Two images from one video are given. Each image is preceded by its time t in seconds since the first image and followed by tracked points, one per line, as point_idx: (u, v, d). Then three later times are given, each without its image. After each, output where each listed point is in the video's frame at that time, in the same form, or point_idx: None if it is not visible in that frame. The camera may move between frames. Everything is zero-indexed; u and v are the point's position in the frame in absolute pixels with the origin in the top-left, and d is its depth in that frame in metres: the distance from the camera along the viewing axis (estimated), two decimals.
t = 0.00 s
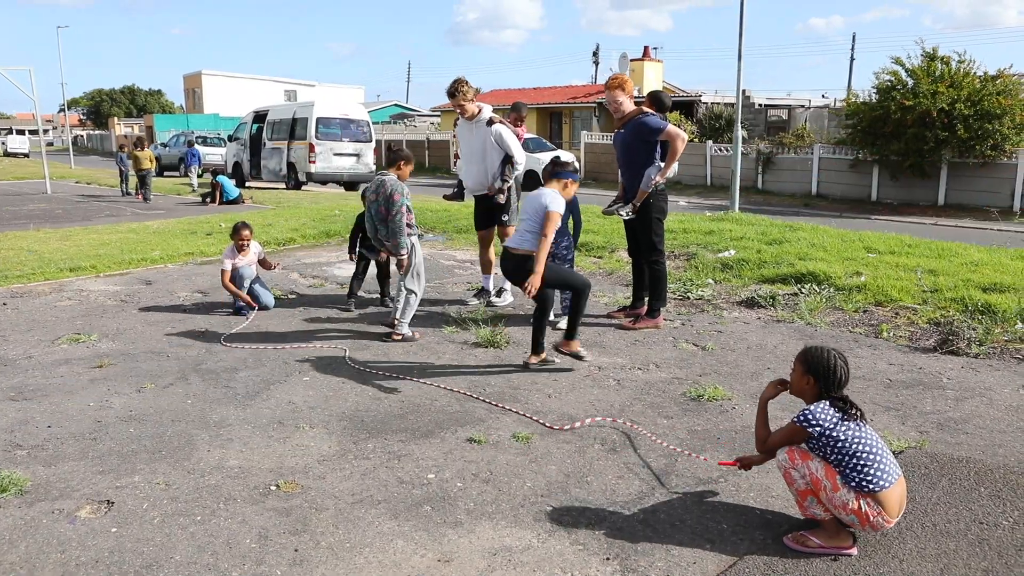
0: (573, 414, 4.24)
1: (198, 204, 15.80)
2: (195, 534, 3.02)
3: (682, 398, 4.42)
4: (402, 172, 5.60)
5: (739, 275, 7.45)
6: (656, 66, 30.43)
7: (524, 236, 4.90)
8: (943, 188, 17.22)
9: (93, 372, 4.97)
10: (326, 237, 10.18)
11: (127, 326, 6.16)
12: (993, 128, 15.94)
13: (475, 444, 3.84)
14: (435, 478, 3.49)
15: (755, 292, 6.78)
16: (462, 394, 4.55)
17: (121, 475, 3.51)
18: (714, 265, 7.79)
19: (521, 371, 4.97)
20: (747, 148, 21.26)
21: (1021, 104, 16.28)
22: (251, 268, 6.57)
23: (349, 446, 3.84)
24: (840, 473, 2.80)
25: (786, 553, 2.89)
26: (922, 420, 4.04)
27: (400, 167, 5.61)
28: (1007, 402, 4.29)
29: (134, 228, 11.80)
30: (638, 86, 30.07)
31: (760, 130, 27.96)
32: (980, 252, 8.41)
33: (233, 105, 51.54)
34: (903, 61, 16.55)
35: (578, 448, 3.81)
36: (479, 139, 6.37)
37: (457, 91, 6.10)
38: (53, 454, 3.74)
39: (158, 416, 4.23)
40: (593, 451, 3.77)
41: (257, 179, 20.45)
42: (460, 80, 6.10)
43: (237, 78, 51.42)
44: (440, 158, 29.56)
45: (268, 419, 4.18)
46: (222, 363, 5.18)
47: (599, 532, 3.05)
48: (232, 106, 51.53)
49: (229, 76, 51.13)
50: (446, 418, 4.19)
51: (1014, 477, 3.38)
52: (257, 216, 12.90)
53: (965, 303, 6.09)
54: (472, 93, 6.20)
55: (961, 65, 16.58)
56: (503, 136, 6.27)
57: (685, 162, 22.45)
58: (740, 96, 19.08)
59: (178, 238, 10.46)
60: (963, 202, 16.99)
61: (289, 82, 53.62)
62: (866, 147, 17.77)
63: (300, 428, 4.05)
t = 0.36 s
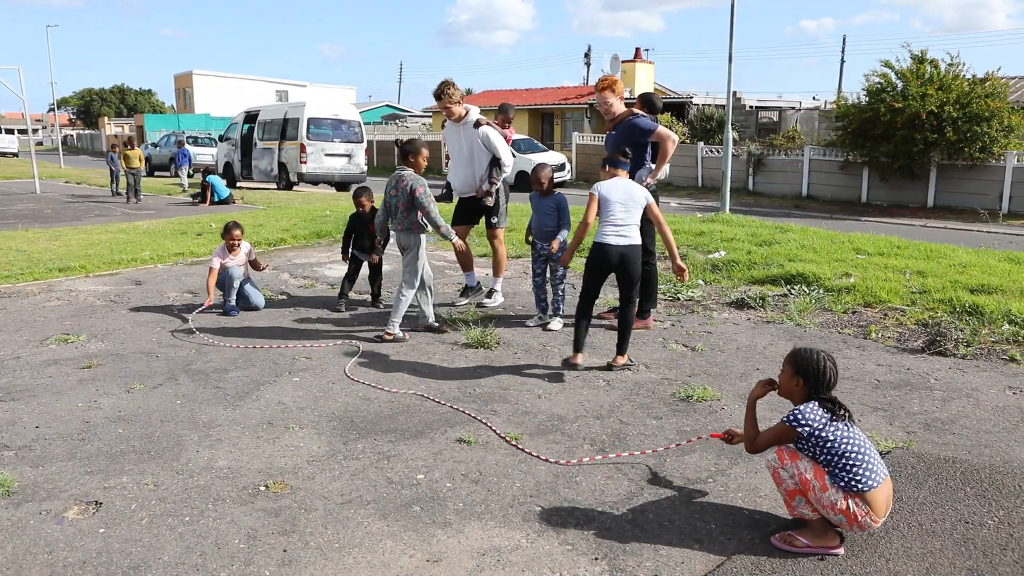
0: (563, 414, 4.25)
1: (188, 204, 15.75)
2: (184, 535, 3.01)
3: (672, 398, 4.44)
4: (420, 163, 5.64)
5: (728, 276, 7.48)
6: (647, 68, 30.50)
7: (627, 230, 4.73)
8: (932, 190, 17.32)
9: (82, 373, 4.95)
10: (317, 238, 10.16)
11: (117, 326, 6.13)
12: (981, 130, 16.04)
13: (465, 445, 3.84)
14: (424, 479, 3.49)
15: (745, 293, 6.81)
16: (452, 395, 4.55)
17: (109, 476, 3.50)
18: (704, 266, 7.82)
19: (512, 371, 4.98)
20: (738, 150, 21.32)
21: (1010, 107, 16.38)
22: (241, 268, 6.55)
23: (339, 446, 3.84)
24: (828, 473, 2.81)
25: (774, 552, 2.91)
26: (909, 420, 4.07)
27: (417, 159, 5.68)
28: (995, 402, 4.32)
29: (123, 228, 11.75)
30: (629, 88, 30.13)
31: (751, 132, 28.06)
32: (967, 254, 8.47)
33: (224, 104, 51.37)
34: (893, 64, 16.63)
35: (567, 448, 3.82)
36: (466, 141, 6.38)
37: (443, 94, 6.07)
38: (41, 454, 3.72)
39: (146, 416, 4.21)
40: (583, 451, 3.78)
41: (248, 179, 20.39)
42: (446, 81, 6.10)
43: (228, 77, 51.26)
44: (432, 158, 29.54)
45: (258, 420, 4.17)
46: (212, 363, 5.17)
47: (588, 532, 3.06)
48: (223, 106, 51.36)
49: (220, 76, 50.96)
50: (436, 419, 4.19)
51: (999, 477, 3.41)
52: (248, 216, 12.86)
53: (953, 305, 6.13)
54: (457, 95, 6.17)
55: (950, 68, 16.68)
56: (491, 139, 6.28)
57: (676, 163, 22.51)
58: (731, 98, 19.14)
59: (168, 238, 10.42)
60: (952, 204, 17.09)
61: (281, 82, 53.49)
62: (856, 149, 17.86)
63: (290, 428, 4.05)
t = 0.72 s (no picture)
0: (570, 413, 4.26)
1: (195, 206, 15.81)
2: (193, 533, 3.03)
3: (678, 396, 4.44)
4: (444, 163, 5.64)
5: (735, 275, 7.48)
6: (652, 67, 30.48)
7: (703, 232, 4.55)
8: (939, 188, 17.26)
9: (91, 374, 4.98)
10: (323, 239, 10.19)
11: (125, 327, 6.17)
12: (988, 128, 15.99)
13: (472, 443, 3.86)
14: (432, 477, 3.50)
15: (751, 292, 6.81)
16: (459, 394, 4.57)
17: (119, 476, 3.52)
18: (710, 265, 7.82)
19: (519, 371, 4.99)
20: (743, 148, 21.29)
21: (1017, 104, 16.32)
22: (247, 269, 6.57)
23: (346, 445, 3.85)
24: (834, 473, 2.81)
25: (781, 549, 2.91)
26: (916, 417, 4.07)
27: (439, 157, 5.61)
28: (1002, 399, 4.31)
29: (131, 230, 11.80)
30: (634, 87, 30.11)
31: (757, 130, 28.02)
32: (974, 251, 8.45)
33: (230, 107, 51.53)
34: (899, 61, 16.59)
35: (574, 446, 3.83)
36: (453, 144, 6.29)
37: (425, 97, 6.04)
38: (52, 454, 3.75)
39: (155, 417, 4.24)
40: (590, 450, 3.79)
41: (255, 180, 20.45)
42: (430, 85, 6.03)
43: (234, 80, 51.41)
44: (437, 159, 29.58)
45: (266, 419, 4.19)
46: (220, 363, 5.19)
47: (595, 530, 3.07)
48: (229, 108, 51.52)
49: (226, 78, 51.11)
50: (443, 418, 4.21)
51: (1007, 474, 3.40)
52: (255, 217, 12.90)
53: (960, 302, 6.12)
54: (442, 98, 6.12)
55: (957, 65, 16.62)
56: (475, 140, 6.15)
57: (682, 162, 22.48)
58: (736, 97, 19.11)
59: (176, 240, 10.46)
60: (959, 201, 17.03)
61: (287, 84, 53.65)
62: (862, 147, 17.81)
63: (298, 427, 4.07)
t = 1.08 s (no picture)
0: (578, 399, 4.28)
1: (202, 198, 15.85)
2: (206, 521, 3.06)
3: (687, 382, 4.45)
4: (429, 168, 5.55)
5: (742, 261, 7.46)
6: (658, 54, 30.32)
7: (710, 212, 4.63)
8: (948, 172, 17.15)
9: (103, 365, 5.02)
10: (331, 229, 10.21)
11: (135, 319, 6.20)
12: (997, 111, 15.87)
13: (482, 431, 3.88)
14: (442, 464, 3.52)
15: (759, 278, 6.80)
16: (468, 382, 4.59)
17: (132, 465, 3.55)
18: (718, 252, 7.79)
19: (527, 359, 5.00)
20: (750, 135, 21.19)
21: None
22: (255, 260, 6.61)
23: (357, 434, 3.88)
24: (847, 460, 2.81)
25: (790, 533, 2.92)
26: (926, 401, 4.07)
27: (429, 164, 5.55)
28: (1012, 383, 4.30)
29: (139, 222, 11.85)
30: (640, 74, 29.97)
31: (764, 116, 27.87)
32: (984, 235, 8.40)
33: (236, 99, 51.56)
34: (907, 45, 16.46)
35: (583, 433, 3.84)
36: (440, 135, 6.16)
37: (410, 91, 5.88)
38: (66, 445, 3.79)
39: (167, 407, 4.27)
40: (599, 436, 3.80)
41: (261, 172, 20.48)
42: (413, 77, 5.84)
43: (239, 72, 51.40)
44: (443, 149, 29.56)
45: (276, 409, 4.22)
46: (230, 354, 5.22)
47: (605, 515, 3.09)
48: (235, 100, 51.54)
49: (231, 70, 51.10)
50: (452, 406, 4.22)
51: (1017, 457, 3.40)
52: (262, 209, 12.93)
53: (970, 286, 6.09)
54: (426, 90, 5.97)
55: (965, 48, 16.48)
56: (463, 130, 6.02)
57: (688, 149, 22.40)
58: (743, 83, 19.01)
59: (184, 233, 10.50)
60: (968, 185, 16.91)
61: (292, 76, 53.62)
62: (870, 132, 17.70)
63: (308, 416, 4.10)
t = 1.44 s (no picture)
0: (574, 390, 4.29)
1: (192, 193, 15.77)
2: (204, 515, 3.06)
3: (683, 371, 4.47)
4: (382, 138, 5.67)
5: (735, 252, 7.49)
6: (649, 45, 30.29)
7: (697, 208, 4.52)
8: (938, 163, 17.23)
9: (97, 360, 5.00)
10: (323, 223, 10.19)
11: (128, 314, 6.18)
12: (987, 102, 15.96)
13: (478, 422, 3.88)
14: (439, 456, 3.53)
15: (752, 268, 6.83)
16: (465, 374, 4.59)
17: (128, 460, 3.55)
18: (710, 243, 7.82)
19: (521, 350, 5.01)
20: (741, 126, 21.23)
21: (1015, 77, 16.27)
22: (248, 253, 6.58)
23: (353, 426, 3.88)
24: (846, 449, 2.85)
25: (787, 520, 2.95)
26: (919, 389, 4.10)
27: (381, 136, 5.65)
28: (1003, 370, 4.34)
29: (129, 217, 11.78)
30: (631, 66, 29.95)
31: (755, 107, 27.92)
32: (974, 225, 8.46)
33: (225, 93, 51.26)
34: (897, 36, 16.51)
35: (579, 423, 3.86)
36: (424, 127, 6.11)
37: (397, 79, 5.76)
38: (61, 440, 3.77)
39: (162, 401, 4.26)
40: (596, 426, 3.81)
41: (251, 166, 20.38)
42: (398, 66, 5.70)
43: (228, 65, 51.09)
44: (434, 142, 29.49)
45: (272, 402, 4.22)
46: (224, 348, 5.21)
47: (603, 505, 3.10)
48: (224, 94, 51.25)
49: (220, 64, 50.80)
50: (448, 397, 4.23)
51: (1008, 443, 3.43)
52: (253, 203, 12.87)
53: (961, 276, 6.13)
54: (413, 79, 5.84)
55: (955, 39, 16.54)
56: (447, 123, 5.97)
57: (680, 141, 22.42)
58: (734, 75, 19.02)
59: (175, 227, 10.45)
60: (958, 175, 17.00)
61: (281, 69, 53.34)
62: (860, 123, 17.76)
63: (304, 409, 4.10)
